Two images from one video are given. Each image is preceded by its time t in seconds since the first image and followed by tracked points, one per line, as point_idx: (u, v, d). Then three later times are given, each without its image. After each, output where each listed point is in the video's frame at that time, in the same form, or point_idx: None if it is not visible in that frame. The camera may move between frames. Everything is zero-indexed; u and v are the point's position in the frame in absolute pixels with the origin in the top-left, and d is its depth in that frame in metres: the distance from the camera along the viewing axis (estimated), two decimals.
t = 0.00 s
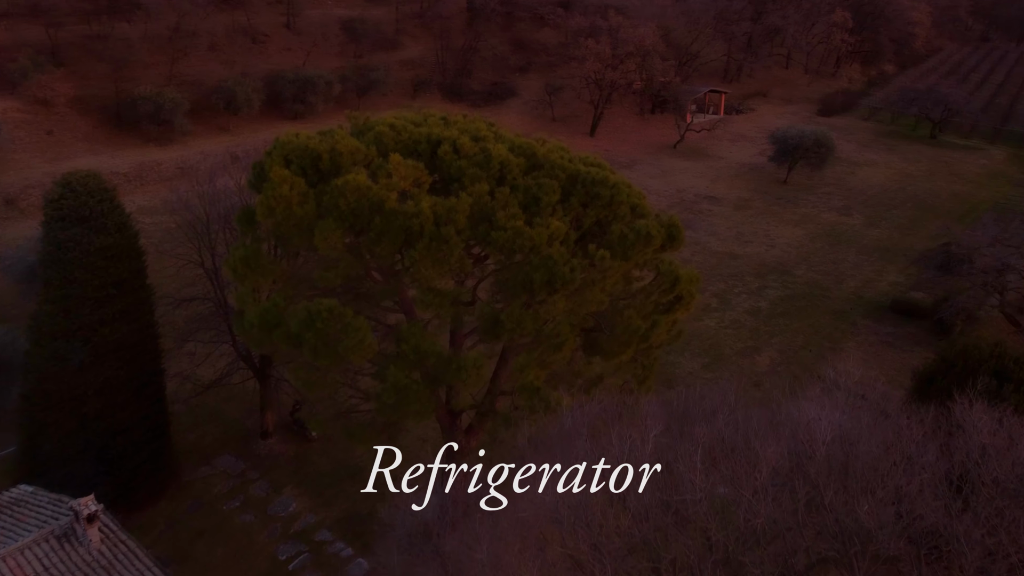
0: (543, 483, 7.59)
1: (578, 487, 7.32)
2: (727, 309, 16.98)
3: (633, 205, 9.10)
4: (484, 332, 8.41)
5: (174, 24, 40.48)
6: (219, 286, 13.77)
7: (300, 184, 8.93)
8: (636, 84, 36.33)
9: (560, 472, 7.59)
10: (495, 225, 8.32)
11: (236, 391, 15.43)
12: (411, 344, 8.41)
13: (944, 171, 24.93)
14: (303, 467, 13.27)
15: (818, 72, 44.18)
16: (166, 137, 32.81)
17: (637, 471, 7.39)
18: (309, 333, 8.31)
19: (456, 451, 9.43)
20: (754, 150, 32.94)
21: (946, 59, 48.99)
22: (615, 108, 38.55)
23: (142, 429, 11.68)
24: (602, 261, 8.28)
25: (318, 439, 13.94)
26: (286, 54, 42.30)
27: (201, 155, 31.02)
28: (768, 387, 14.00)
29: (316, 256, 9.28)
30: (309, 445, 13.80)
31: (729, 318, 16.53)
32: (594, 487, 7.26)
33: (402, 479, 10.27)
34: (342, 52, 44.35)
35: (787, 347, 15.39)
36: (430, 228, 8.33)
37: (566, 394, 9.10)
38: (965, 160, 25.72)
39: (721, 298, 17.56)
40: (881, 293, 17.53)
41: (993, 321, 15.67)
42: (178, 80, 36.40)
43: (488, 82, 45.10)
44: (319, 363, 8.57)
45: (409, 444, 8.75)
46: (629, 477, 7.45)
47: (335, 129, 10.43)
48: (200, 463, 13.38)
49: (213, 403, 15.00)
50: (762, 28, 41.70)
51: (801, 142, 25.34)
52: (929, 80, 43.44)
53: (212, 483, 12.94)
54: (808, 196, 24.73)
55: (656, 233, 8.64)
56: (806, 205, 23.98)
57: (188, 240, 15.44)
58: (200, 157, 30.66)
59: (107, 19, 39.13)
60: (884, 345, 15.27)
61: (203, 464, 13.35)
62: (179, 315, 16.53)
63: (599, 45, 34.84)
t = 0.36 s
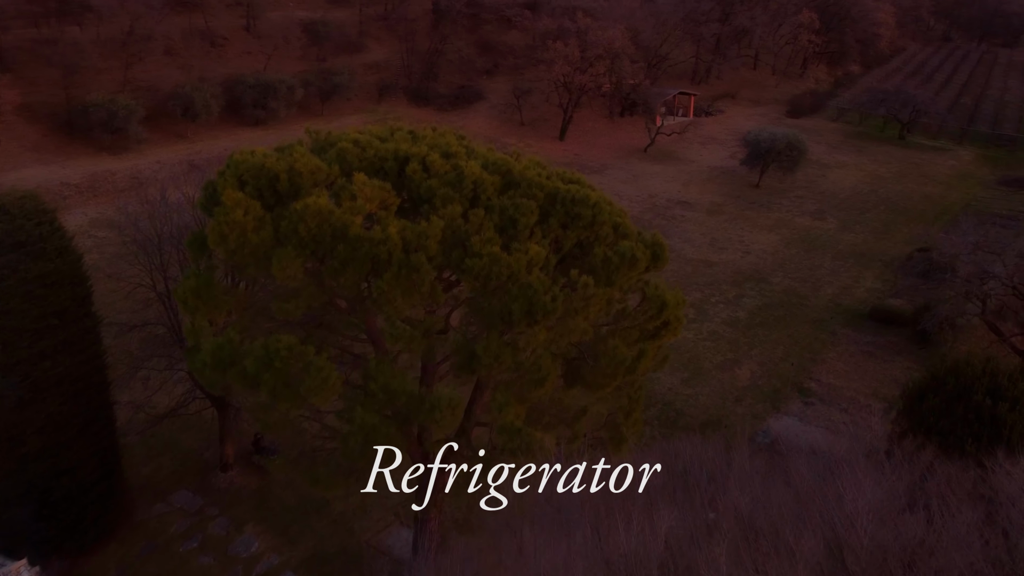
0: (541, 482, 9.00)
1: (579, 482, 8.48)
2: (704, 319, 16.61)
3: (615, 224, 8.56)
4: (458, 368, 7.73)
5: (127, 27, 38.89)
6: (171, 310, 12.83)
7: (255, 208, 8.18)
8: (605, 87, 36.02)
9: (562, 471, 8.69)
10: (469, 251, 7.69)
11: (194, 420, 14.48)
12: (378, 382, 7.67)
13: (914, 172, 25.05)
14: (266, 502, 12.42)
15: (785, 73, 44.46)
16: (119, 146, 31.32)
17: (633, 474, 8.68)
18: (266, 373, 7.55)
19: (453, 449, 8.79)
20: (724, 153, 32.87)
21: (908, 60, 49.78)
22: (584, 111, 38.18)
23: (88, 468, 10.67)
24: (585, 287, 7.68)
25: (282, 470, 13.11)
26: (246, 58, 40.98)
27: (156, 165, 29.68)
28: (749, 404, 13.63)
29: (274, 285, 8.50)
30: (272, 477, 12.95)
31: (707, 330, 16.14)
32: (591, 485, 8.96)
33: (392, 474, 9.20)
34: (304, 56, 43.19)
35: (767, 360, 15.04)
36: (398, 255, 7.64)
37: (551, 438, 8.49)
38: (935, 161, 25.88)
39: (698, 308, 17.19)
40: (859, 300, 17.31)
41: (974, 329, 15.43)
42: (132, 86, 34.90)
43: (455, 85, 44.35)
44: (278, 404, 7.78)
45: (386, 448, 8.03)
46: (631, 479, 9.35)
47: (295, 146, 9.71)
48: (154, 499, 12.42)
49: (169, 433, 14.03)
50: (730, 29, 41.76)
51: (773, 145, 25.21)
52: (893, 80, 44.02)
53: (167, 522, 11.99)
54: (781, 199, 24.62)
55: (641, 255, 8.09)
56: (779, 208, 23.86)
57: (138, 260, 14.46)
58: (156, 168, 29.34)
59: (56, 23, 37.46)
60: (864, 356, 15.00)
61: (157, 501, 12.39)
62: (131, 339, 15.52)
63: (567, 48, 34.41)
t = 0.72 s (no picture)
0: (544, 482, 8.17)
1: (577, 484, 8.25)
2: (687, 332, 16.22)
3: (602, 247, 8.02)
4: (437, 412, 7.07)
5: (84, 31, 37.41)
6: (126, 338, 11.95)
7: (210, 238, 7.43)
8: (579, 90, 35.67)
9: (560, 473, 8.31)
10: (446, 283, 7.06)
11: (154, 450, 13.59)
12: (349, 430, 6.95)
13: (891, 176, 25.11)
14: (230, 541, 11.63)
15: (759, 75, 44.61)
16: (77, 156, 29.94)
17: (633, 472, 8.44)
18: (223, 423, 6.77)
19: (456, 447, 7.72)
20: (699, 157, 32.75)
21: (876, 61, 50.46)
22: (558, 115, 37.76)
23: (35, 514, 9.74)
24: (572, 320, 7.10)
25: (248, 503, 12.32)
26: (210, 63, 39.73)
27: (117, 176, 28.48)
28: (736, 423, 13.26)
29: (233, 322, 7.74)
30: (237, 512, 12.15)
31: (690, 343, 15.74)
32: (593, 486, 8.37)
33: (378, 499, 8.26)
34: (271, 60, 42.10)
35: (752, 375, 14.67)
36: (369, 289, 6.97)
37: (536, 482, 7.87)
38: (911, 163, 26.07)
39: (680, 320, 16.80)
40: (842, 309, 17.06)
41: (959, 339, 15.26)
42: (90, 92, 33.51)
43: (426, 89, 43.68)
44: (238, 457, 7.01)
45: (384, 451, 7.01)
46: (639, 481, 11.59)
47: (256, 166, 9.00)
48: (109, 541, 11.53)
49: (125, 466, 13.12)
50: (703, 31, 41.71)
51: (750, 149, 25.04)
52: (862, 82, 44.54)
53: (122, 566, 11.11)
54: (758, 204, 24.46)
55: (631, 283, 7.56)
56: (757, 214, 23.69)
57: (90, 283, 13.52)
58: (117, 179, 28.14)
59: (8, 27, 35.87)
60: (850, 369, 14.71)
61: (113, 543, 11.51)
62: (85, 366, 14.56)
63: (540, 51, 34.01)
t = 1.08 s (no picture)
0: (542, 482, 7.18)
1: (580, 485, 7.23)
2: (671, 347, 15.86)
3: (591, 275, 7.46)
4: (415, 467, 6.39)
5: (41, 36, 35.96)
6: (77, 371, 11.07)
7: (160, 274, 6.70)
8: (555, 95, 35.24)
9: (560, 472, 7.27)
10: (424, 321, 6.43)
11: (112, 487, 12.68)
12: (317, 489, 6.20)
13: (869, 180, 25.12)
14: None
15: (734, 78, 44.73)
16: (34, 166, 28.59)
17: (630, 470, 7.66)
18: (175, 486, 5.98)
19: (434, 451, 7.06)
20: (677, 162, 32.51)
21: (847, 63, 50.95)
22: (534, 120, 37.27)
23: None
24: (562, 360, 6.51)
25: (213, 544, 11.47)
26: (175, 68, 38.47)
27: (77, 189, 27.22)
28: (724, 443, 12.86)
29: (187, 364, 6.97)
30: (201, 554, 11.29)
31: (674, 359, 15.37)
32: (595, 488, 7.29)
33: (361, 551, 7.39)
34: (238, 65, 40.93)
35: (738, 392, 14.31)
36: (338, 330, 6.29)
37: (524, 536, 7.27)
38: (889, 167, 26.13)
39: (663, 335, 16.41)
40: (827, 320, 16.74)
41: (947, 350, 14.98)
42: (47, 100, 32.14)
43: (398, 94, 42.95)
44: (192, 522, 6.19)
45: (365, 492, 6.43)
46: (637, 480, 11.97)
47: (214, 190, 8.30)
48: None
49: (81, 505, 12.19)
50: (678, 34, 41.66)
51: (729, 155, 24.81)
52: (835, 85, 44.87)
53: None
54: (739, 211, 24.23)
55: (623, 315, 6.99)
56: (737, 220, 23.45)
57: (39, 309, 12.58)
58: (76, 191, 26.91)
59: None
60: (838, 383, 14.36)
61: None
62: (38, 396, 13.63)
63: (515, 56, 33.56)
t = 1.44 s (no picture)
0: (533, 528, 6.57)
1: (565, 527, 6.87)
2: (656, 363, 15.45)
3: (582, 308, 6.88)
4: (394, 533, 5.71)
5: None
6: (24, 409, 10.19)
7: (104, 320, 5.94)
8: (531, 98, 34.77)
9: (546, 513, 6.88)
10: (402, 370, 5.76)
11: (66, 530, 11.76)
12: (283, 563, 5.49)
13: (850, 184, 25.02)
14: None
15: (711, 80, 44.75)
16: None
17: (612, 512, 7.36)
18: (119, 567, 5.17)
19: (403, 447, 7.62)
20: (656, 167, 32.22)
21: (821, 65, 51.35)
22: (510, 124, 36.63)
23: None
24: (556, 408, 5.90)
25: None
26: (139, 73, 37.19)
27: (35, 202, 26.01)
28: (715, 465, 12.41)
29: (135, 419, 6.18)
30: None
31: (660, 376, 14.96)
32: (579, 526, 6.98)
33: None
34: (205, 70, 39.73)
35: (726, 411, 13.90)
36: (307, 382, 5.60)
37: None
38: (868, 170, 26.14)
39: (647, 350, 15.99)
40: (814, 331, 16.39)
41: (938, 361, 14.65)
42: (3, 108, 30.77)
43: (371, 99, 42.16)
44: None
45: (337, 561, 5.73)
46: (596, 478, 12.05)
47: (168, 219, 7.58)
48: None
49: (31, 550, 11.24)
50: (655, 37, 41.52)
51: (710, 161, 24.50)
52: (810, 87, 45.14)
53: None
54: (720, 217, 23.95)
55: (621, 353, 6.42)
56: (718, 227, 23.15)
57: None
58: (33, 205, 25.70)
59: None
60: (828, 398, 13.95)
61: None
62: None
63: (490, 60, 33.07)
